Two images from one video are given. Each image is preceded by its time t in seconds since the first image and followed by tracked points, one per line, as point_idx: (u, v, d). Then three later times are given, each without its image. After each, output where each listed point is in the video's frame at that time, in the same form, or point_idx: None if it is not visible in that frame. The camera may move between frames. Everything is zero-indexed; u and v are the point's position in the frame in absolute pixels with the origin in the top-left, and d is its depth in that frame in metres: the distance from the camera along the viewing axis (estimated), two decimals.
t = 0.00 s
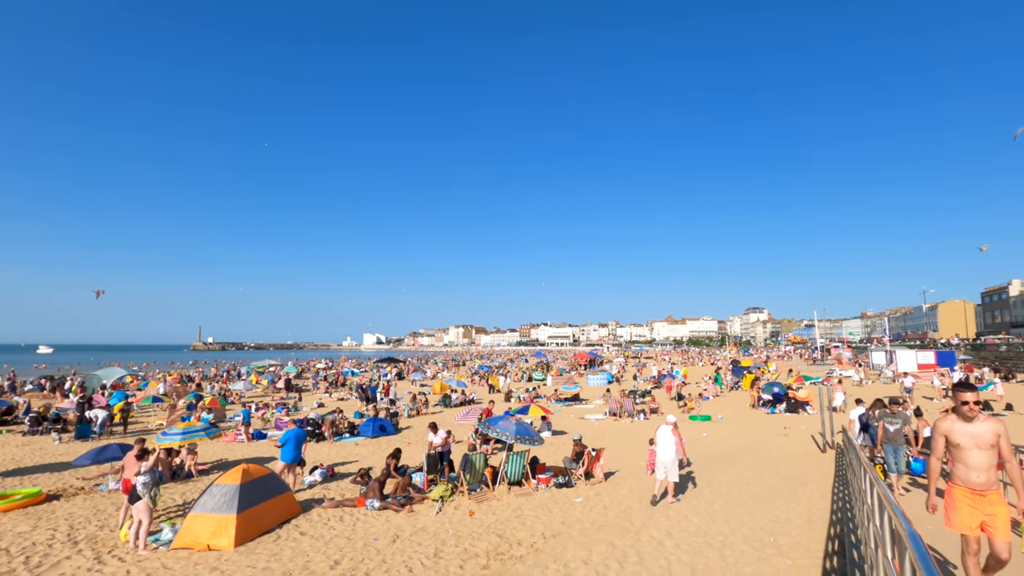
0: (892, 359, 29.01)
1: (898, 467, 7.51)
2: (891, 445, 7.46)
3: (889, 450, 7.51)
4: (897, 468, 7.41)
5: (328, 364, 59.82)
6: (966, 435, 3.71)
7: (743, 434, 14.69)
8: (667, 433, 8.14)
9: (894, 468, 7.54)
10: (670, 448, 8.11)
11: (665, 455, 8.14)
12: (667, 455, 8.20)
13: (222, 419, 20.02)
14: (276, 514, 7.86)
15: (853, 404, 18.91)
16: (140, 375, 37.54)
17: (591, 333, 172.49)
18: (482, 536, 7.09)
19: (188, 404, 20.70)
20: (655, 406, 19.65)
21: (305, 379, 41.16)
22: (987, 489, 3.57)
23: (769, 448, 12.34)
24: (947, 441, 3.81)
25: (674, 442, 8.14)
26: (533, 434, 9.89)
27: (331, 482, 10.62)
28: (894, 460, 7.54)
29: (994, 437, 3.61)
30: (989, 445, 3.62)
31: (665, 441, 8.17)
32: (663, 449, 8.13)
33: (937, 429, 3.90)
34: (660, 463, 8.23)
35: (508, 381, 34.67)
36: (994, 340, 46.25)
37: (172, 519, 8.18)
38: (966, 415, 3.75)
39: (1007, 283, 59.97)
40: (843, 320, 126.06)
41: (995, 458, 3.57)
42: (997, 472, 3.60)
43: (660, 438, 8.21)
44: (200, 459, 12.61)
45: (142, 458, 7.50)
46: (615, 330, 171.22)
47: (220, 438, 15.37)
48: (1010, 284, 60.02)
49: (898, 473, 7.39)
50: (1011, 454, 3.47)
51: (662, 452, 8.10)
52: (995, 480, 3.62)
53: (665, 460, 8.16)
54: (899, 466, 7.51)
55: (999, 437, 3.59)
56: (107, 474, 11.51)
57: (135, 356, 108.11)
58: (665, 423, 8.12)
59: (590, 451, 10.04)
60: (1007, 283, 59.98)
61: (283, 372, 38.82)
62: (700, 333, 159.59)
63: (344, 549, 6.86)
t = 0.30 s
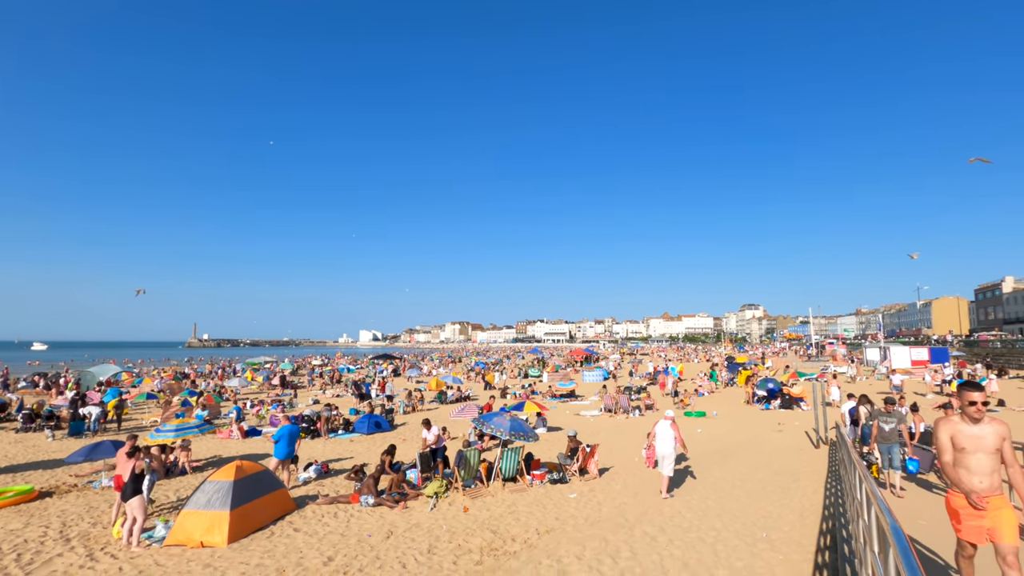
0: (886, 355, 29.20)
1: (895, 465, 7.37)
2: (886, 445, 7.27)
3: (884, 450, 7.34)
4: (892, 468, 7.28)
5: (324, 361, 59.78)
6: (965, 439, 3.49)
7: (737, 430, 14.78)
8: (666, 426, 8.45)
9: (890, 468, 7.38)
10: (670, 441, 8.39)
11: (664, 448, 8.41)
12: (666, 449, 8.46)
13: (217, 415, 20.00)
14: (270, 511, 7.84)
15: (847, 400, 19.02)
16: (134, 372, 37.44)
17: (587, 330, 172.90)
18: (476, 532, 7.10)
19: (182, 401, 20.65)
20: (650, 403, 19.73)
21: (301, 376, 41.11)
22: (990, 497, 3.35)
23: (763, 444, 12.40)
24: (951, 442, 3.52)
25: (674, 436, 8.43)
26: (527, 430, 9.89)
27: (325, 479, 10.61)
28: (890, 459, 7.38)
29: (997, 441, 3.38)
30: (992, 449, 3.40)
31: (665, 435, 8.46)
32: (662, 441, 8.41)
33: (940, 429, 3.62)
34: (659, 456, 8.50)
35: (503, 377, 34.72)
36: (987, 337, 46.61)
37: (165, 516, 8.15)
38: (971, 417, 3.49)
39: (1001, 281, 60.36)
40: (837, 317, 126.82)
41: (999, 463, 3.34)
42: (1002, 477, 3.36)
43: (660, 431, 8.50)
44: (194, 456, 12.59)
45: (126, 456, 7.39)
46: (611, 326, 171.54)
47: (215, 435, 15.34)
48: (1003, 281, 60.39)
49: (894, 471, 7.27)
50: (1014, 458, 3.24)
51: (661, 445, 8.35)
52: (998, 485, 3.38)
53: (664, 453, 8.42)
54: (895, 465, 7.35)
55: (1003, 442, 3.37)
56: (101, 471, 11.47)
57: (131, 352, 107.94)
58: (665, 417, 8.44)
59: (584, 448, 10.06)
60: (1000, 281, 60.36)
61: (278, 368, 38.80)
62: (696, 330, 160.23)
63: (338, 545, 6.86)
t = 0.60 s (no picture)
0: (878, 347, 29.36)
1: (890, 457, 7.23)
2: (880, 435, 7.20)
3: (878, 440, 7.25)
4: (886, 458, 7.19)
5: (320, 355, 59.75)
6: (981, 427, 3.33)
7: (730, 422, 14.84)
8: (662, 419, 8.63)
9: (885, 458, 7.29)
10: (665, 433, 8.53)
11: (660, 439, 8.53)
12: (661, 442, 8.59)
13: (211, 410, 19.93)
14: (262, 506, 7.82)
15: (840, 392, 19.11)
16: (128, 366, 37.35)
17: (583, 323, 173.25)
18: (468, 525, 7.10)
19: (176, 396, 20.59)
20: (644, 395, 19.79)
21: (296, 370, 41.06)
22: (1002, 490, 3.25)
23: (756, 436, 12.46)
24: (965, 431, 3.36)
25: (668, 429, 8.58)
26: (520, 424, 9.88)
27: (318, 473, 10.59)
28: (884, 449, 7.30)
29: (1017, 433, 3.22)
30: (1011, 440, 3.25)
31: (660, 428, 8.62)
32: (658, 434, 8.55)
33: (952, 415, 3.44)
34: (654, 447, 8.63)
35: (499, 371, 34.76)
36: (979, 329, 46.95)
37: (155, 512, 8.11)
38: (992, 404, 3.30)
39: (993, 273, 60.70)
40: (831, 309, 127.51)
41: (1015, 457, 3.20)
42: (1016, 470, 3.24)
43: (655, 425, 8.66)
44: (187, 451, 12.55)
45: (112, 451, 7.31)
46: (607, 319, 171.92)
47: (208, 430, 15.29)
48: (995, 274, 60.74)
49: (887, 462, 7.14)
50: None
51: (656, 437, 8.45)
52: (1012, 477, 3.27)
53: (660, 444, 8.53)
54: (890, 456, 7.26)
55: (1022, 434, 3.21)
56: (92, 466, 11.42)
57: (125, 347, 107.46)
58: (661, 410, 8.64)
59: (577, 441, 10.07)
60: (993, 273, 60.70)
61: (273, 363, 38.70)
62: (691, 323, 160.78)
63: (329, 539, 6.84)
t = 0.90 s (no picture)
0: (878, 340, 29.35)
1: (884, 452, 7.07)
2: (877, 428, 7.04)
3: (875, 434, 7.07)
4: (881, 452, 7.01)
5: (320, 348, 59.76)
6: (995, 425, 3.08)
7: (727, 415, 14.84)
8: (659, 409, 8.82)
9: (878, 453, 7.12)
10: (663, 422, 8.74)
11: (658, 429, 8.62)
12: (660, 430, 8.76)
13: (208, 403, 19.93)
14: (255, 499, 7.80)
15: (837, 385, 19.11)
16: (127, 359, 37.34)
17: (582, 316, 173.49)
18: (462, 518, 7.07)
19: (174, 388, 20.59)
20: (642, 388, 19.79)
21: (295, 364, 41.11)
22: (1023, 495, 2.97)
23: (752, 429, 12.47)
24: (972, 427, 3.13)
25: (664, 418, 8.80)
26: (515, 417, 9.86)
27: (313, 466, 10.59)
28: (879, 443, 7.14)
29: None
30: None
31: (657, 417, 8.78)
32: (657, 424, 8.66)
33: (961, 411, 3.19)
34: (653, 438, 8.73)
35: (497, 364, 34.77)
36: (978, 322, 46.91)
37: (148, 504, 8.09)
38: (1009, 399, 3.02)
39: (993, 266, 60.60)
40: (830, 302, 127.57)
41: None
42: None
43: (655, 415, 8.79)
44: (183, 444, 12.55)
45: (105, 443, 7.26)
46: (607, 313, 171.80)
47: (205, 423, 15.28)
48: (995, 267, 60.64)
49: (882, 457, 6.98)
50: None
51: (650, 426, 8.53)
52: None
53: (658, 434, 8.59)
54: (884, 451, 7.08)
55: None
56: (88, 459, 11.40)
57: (125, 340, 107.60)
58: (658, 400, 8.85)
59: (573, 434, 10.05)
60: (993, 266, 60.61)
61: (272, 356, 38.70)
62: (690, 316, 160.89)
63: (322, 532, 6.82)
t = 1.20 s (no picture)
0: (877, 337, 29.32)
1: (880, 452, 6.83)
2: (873, 427, 6.78)
3: (871, 433, 6.81)
4: (879, 452, 6.79)
5: (319, 345, 59.71)
6: (1014, 427, 2.89)
7: (725, 412, 14.81)
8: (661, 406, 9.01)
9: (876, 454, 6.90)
10: (664, 419, 8.93)
11: (659, 423, 8.73)
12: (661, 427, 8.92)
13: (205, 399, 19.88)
14: (249, 495, 7.75)
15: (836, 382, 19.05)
16: (126, 356, 37.27)
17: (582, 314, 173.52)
18: (455, 514, 7.03)
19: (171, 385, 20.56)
20: (640, 385, 19.77)
21: (294, 360, 41.05)
22: None
23: (749, 425, 12.44)
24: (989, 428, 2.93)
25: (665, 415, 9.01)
26: (510, 413, 9.81)
27: (309, 462, 10.55)
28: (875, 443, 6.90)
29: None
30: None
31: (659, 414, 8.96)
32: (658, 418, 8.81)
33: (976, 410, 3.02)
34: (655, 433, 8.83)
35: (496, 361, 34.74)
36: (977, 319, 46.85)
37: (142, 501, 8.04)
38: None
39: (993, 263, 60.51)
40: (830, 300, 127.57)
41: None
42: None
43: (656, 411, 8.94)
44: (179, 440, 12.50)
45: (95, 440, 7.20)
46: (606, 310, 171.71)
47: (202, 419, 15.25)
48: (995, 264, 60.54)
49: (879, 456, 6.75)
50: None
51: (655, 418, 8.67)
52: None
53: (658, 428, 8.69)
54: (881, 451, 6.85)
55: None
56: (83, 455, 11.36)
57: (124, 336, 107.66)
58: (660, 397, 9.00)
59: (569, 430, 9.99)
60: (993, 263, 60.51)
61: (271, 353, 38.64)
62: (690, 313, 160.88)
63: (315, 528, 6.77)
